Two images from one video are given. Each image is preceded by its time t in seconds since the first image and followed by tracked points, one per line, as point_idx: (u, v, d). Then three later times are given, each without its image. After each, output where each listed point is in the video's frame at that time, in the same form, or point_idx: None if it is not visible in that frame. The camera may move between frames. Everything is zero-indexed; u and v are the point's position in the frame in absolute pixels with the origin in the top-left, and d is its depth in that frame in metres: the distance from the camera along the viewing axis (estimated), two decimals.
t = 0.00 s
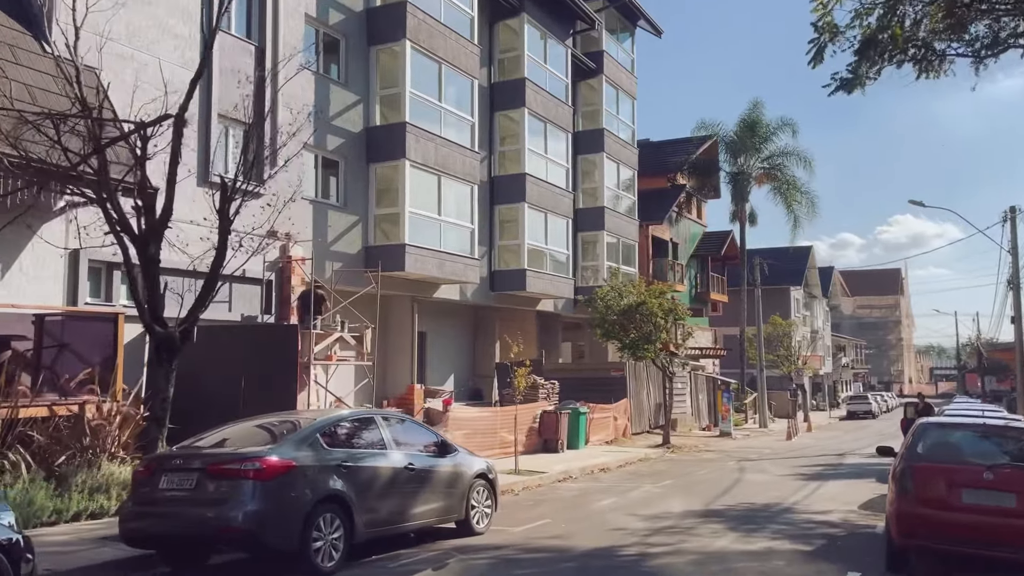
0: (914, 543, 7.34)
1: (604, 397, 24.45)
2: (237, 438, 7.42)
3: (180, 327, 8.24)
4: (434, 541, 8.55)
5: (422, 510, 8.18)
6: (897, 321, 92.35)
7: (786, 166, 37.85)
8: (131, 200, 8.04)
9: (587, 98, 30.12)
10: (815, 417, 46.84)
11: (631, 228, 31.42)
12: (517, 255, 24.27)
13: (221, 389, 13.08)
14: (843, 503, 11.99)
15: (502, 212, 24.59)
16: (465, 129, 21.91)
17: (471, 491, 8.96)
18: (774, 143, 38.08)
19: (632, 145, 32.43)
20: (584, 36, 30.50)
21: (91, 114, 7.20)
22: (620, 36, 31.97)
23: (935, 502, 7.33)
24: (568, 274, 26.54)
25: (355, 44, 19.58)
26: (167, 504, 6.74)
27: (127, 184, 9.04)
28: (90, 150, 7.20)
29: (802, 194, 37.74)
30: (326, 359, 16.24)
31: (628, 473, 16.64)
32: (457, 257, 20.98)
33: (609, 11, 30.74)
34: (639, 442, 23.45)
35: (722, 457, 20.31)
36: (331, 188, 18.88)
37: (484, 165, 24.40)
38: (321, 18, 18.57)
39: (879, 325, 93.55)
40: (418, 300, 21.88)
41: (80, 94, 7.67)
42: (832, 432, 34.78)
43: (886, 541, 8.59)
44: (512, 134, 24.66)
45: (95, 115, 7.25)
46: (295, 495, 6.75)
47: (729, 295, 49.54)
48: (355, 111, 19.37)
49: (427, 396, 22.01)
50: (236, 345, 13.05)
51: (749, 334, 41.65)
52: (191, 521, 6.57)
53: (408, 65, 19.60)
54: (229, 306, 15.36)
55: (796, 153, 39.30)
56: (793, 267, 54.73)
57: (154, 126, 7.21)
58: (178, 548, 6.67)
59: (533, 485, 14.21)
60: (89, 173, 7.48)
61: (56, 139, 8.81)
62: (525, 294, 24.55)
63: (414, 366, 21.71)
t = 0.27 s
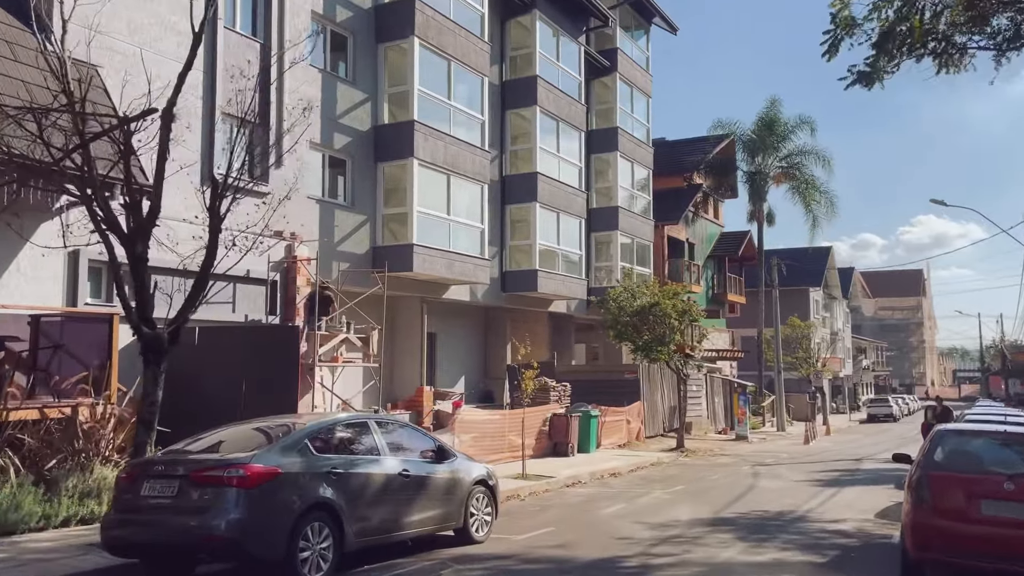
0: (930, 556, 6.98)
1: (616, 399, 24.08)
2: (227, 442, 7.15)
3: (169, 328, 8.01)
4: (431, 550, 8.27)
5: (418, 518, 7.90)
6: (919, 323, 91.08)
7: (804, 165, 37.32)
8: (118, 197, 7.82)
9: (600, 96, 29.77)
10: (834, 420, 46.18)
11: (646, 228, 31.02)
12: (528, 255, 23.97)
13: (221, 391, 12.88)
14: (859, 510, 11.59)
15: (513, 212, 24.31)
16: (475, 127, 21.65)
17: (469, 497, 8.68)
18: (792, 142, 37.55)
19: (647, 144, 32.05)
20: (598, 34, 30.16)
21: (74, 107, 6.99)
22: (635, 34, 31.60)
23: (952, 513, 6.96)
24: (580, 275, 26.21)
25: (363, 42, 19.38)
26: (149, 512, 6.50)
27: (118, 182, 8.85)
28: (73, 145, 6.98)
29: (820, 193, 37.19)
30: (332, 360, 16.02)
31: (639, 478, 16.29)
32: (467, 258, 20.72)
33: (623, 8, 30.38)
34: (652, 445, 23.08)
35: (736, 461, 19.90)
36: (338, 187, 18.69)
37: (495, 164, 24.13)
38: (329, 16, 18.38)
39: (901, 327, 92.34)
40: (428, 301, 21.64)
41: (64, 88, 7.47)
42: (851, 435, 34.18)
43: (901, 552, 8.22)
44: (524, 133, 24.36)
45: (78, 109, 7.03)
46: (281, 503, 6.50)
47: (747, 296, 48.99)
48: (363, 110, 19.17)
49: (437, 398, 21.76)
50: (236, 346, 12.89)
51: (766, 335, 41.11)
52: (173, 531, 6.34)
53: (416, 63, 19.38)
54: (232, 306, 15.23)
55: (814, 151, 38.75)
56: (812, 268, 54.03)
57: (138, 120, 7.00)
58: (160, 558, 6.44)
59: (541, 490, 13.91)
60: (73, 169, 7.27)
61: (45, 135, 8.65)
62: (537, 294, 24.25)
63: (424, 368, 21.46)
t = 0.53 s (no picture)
0: (947, 563, 6.66)
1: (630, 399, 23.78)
2: (219, 440, 6.95)
3: (163, 323, 7.86)
4: (430, 551, 8.05)
5: (416, 518, 7.69)
6: (941, 323, 89.81)
7: (823, 162, 36.79)
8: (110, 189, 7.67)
9: (615, 93, 29.46)
10: (854, 421, 45.51)
11: (661, 226, 30.66)
12: (540, 253, 23.70)
13: (224, 388, 12.84)
14: (876, 513, 11.25)
15: (526, 209, 24.06)
16: (487, 124, 21.44)
17: (470, 497, 8.45)
18: (811, 139, 37.05)
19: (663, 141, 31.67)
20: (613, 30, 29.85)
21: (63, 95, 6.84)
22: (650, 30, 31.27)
23: (971, 517, 6.64)
24: (594, 273, 25.90)
25: (373, 37, 19.21)
26: (136, 510, 6.32)
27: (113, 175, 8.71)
28: (61, 134, 6.83)
29: (839, 191, 36.65)
30: (341, 358, 15.83)
31: (652, 478, 15.99)
32: (478, 255, 20.49)
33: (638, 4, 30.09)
34: (666, 445, 22.75)
35: (752, 462, 19.54)
36: (348, 184, 18.52)
37: (508, 161, 23.90)
38: (338, 11, 18.22)
39: (922, 327, 91.13)
40: (439, 299, 21.44)
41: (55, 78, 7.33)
42: (870, 436, 33.63)
43: (918, 557, 7.89)
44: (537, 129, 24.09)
45: (66, 97, 6.88)
46: (270, 502, 6.30)
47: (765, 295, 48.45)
48: (373, 106, 19.01)
49: (448, 396, 21.55)
50: (241, 343, 12.83)
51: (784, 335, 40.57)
52: (158, 530, 6.16)
53: (427, 58, 19.18)
54: (239, 303, 15.11)
55: (834, 149, 38.22)
56: (831, 267, 53.36)
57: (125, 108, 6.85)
58: (146, 558, 6.25)
59: (550, 490, 13.66)
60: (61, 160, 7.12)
61: (38, 127, 8.51)
62: (550, 292, 23.99)
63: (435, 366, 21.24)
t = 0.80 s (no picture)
0: None
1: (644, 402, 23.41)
2: (209, 446, 6.70)
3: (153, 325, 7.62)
4: (428, 562, 7.77)
5: (411, 527, 7.41)
6: (964, 325, 88.49)
7: (842, 162, 36.21)
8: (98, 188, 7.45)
9: (629, 93, 29.09)
10: (874, 424, 44.79)
11: (676, 227, 30.25)
12: (552, 254, 23.38)
13: (226, 390, 12.76)
14: (895, 522, 10.85)
15: (538, 210, 23.75)
16: (498, 123, 21.18)
17: (469, 505, 8.17)
18: (829, 138, 36.49)
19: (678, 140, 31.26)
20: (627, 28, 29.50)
21: (45, 90, 6.63)
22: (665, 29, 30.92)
23: (993, 530, 6.26)
24: (608, 275, 25.55)
25: (382, 36, 19.00)
26: (116, 520, 6.08)
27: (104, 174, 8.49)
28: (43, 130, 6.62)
29: (859, 191, 36.05)
30: (347, 361, 15.61)
31: (664, 484, 15.64)
32: (489, 256, 20.21)
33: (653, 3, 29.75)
34: (681, 450, 22.36)
35: (768, 468, 19.11)
36: (356, 184, 18.31)
37: (520, 162, 23.62)
38: (346, 9, 18.03)
39: (944, 329, 89.86)
40: (449, 300, 21.19)
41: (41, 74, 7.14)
42: (891, 441, 33.01)
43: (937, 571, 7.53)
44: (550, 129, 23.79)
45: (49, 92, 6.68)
46: (255, 512, 6.05)
47: (783, 297, 47.86)
48: (382, 106, 18.80)
49: (459, 400, 21.28)
50: (243, 346, 12.71)
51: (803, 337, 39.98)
52: (138, 542, 5.92)
53: (436, 57, 18.95)
54: (244, 305, 14.93)
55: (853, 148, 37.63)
56: (851, 268, 52.63)
57: (109, 102, 6.64)
58: (127, 571, 6.01)
59: (558, 496, 13.35)
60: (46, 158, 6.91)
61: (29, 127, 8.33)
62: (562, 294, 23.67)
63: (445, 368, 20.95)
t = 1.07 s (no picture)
0: None
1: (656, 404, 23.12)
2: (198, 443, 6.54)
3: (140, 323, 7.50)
4: (422, 565, 7.57)
5: (403, 530, 7.22)
6: (985, 327, 87.31)
7: (859, 162, 35.73)
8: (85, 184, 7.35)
9: (641, 92, 28.83)
10: (892, 427, 44.18)
11: (690, 227, 29.92)
12: (563, 255, 23.16)
13: (226, 391, 12.65)
14: (908, 526, 10.54)
15: (548, 211, 23.54)
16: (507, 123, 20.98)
17: (465, 508, 7.97)
18: (846, 138, 36.03)
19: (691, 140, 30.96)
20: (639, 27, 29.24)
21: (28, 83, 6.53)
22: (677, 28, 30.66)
23: (1007, 536, 5.98)
24: (620, 276, 25.28)
25: (389, 35, 18.88)
26: (96, 522, 5.93)
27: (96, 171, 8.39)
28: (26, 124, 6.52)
29: (876, 191, 35.56)
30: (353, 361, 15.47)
31: (673, 487, 15.37)
32: (498, 257, 20.01)
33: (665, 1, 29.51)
34: (694, 452, 22.05)
35: (781, 470, 18.77)
36: (363, 183, 18.17)
37: (530, 162, 23.43)
38: (352, 8, 17.92)
39: (965, 332, 88.72)
40: (458, 301, 21.01)
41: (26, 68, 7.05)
42: (909, 444, 32.49)
43: None
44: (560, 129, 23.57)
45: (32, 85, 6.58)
46: (236, 514, 5.88)
47: (799, 298, 47.37)
48: (389, 105, 18.67)
49: (468, 401, 21.08)
50: (245, 347, 12.60)
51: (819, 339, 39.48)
52: (117, 545, 5.76)
53: (443, 56, 18.79)
54: (247, 305, 14.82)
55: (870, 148, 37.15)
56: (869, 270, 51.99)
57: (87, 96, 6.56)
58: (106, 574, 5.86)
59: (564, 499, 13.12)
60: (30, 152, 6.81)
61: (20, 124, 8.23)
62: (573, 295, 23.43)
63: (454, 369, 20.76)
